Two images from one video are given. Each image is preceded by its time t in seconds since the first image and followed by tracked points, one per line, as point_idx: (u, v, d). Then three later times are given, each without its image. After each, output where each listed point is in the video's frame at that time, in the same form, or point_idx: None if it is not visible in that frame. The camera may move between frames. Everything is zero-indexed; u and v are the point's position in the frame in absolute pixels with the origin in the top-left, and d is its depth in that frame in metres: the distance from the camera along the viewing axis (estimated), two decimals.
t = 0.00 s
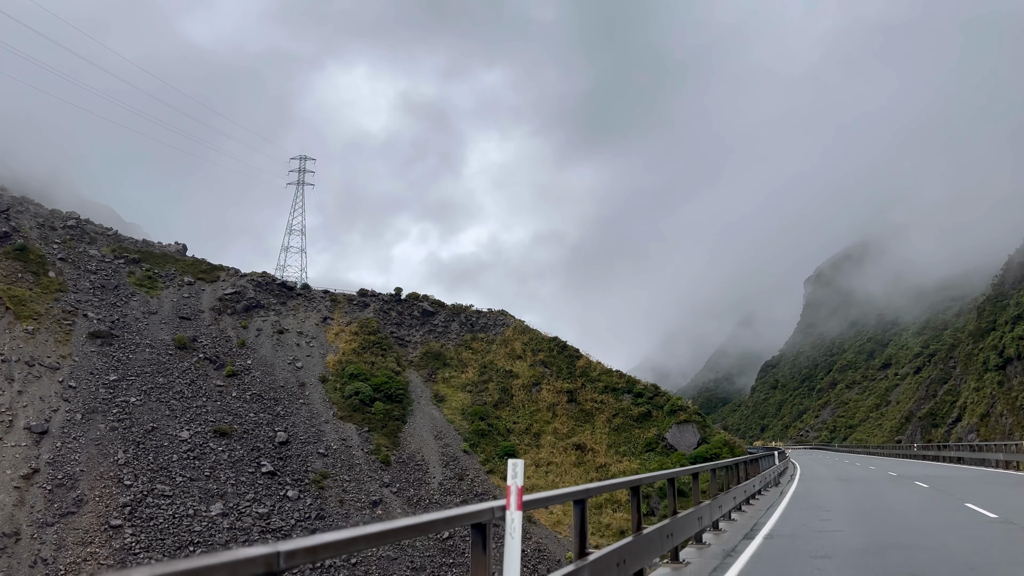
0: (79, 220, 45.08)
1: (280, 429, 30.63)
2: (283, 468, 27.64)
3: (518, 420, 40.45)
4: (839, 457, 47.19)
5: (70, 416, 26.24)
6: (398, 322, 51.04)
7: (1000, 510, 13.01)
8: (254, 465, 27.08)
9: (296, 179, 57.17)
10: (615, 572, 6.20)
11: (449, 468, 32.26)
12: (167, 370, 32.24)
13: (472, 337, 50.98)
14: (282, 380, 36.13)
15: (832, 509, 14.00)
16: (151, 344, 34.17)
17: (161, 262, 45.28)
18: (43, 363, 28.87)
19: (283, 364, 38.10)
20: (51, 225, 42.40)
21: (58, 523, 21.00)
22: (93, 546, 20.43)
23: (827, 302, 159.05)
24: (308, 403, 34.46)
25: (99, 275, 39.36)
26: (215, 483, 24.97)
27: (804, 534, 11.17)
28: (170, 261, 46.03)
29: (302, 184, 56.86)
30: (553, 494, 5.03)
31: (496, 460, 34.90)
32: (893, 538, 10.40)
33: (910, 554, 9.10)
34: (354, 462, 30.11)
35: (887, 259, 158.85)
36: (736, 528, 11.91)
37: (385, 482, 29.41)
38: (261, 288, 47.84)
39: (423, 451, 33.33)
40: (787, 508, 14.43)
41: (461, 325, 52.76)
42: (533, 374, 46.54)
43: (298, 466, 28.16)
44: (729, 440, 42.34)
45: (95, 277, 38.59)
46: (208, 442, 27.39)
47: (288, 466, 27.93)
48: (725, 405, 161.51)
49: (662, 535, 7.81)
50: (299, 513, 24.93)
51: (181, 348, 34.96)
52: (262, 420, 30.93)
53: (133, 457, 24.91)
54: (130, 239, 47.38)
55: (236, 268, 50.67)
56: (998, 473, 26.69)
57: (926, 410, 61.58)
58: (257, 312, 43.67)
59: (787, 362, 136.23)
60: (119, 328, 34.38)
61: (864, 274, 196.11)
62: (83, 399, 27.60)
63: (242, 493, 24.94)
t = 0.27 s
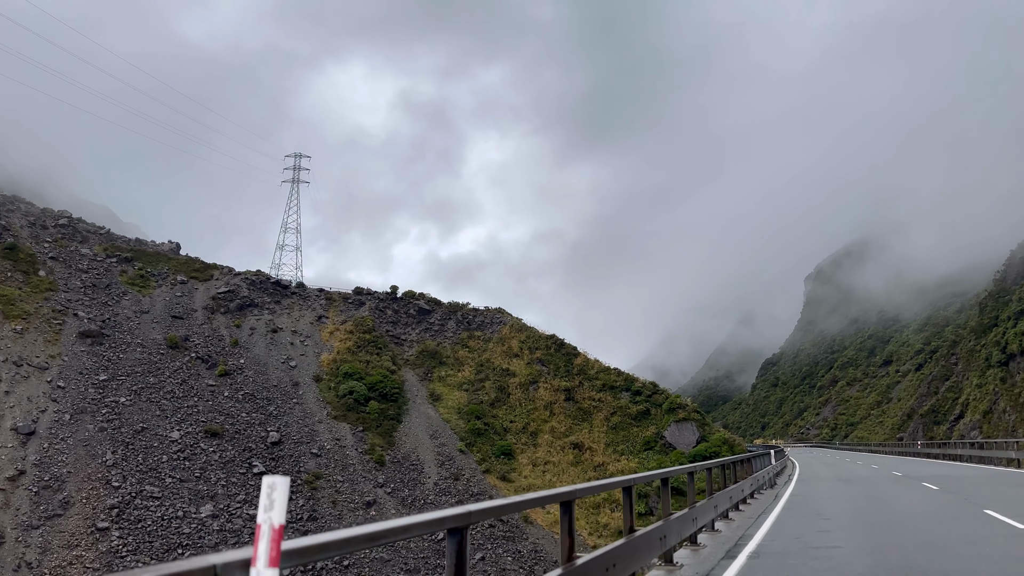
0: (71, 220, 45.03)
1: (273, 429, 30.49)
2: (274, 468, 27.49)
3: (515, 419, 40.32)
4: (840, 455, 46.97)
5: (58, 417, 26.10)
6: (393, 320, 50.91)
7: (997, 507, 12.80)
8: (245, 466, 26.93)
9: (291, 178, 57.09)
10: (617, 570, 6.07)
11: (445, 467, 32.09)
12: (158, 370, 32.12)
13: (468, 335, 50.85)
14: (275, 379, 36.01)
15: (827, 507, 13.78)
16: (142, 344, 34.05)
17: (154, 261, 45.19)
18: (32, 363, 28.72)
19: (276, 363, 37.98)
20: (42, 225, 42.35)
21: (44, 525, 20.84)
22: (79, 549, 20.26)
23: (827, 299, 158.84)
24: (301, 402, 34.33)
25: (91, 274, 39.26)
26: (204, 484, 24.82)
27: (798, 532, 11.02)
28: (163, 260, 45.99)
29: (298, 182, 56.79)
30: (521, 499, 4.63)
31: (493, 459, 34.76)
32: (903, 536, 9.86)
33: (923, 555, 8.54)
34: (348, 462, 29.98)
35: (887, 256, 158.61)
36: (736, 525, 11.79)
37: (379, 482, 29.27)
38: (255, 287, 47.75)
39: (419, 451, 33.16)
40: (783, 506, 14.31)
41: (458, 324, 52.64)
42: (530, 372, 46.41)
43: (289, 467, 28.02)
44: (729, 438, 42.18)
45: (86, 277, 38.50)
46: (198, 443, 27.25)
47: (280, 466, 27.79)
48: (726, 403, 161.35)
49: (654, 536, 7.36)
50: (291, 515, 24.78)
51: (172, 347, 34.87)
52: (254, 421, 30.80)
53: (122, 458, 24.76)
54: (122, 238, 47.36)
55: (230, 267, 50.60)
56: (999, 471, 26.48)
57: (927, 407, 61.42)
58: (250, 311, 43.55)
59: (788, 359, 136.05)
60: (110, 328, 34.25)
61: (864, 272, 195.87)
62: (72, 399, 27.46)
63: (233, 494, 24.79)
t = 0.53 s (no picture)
0: (64, 218, 44.96)
1: (266, 429, 30.37)
2: (266, 469, 27.37)
3: (513, 418, 40.18)
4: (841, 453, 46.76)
5: (47, 417, 25.97)
6: (389, 318, 50.77)
7: (1000, 508, 12.57)
8: (236, 467, 26.80)
9: (286, 176, 57.03)
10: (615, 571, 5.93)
11: (441, 467, 31.94)
12: (150, 369, 31.98)
13: (465, 333, 50.72)
14: (269, 378, 35.91)
15: (824, 508, 13.62)
16: (134, 343, 33.92)
17: (148, 260, 45.08)
18: (21, 362, 28.56)
19: (270, 362, 37.86)
20: (34, 223, 42.31)
21: (31, 527, 20.68)
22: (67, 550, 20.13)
23: (828, 296, 158.56)
24: (295, 402, 34.21)
25: (83, 272, 39.15)
26: (194, 484, 24.69)
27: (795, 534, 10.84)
28: (156, 258, 45.90)
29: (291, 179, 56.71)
30: (494, 502, 4.29)
31: (490, 458, 34.63)
32: (901, 543, 9.53)
33: (923, 562, 8.22)
34: (342, 462, 29.87)
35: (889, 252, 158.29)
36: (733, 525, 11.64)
37: (372, 482, 29.15)
38: (250, 285, 47.64)
39: (415, 450, 33.03)
40: (780, 506, 14.14)
41: (455, 322, 52.52)
42: (528, 370, 46.28)
43: (281, 467, 27.89)
44: (729, 436, 42.01)
45: (78, 275, 38.41)
46: (189, 444, 27.12)
47: (271, 466, 27.66)
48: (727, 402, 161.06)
49: (650, 538, 6.99)
50: (283, 516, 24.65)
51: (165, 346, 34.78)
52: (247, 420, 30.69)
53: (110, 459, 24.61)
54: (115, 237, 47.34)
55: (225, 265, 50.52)
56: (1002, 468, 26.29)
57: (930, 404, 61.22)
58: (244, 310, 43.42)
59: (789, 357, 135.77)
60: (101, 327, 34.09)
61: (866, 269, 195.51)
62: (61, 399, 27.32)
63: (224, 495, 24.66)
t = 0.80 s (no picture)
0: (57, 216, 44.92)
1: (259, 429, 30.25)
2: (258, 469, 27.24)
3: (510, 416, 40.03)
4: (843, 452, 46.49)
5: (36, 416, 25.86)
6: (385, 316, 50.65)
7: (1001, 511, 12.37)
8: (227, 467, 26.67)
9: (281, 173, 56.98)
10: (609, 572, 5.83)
11: (437, 466, 31.81)
12: (142, 368, 31.88)
13: (462, 331, 50.57)
14: (263, 377, 35.80)
15: (822, 510, 13.44)
16: (126, 342, 33.82)
17: (142, 258, 45.00)
18: (11, 362, 28.44)
19: (263, 361, 37.75)
20: (26, 221, 42.27)
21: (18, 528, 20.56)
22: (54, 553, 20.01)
23: (830, 293, 158.18)
24: (288, 401, 34.10)
25: (75, 271, 39.08)
26: (184, 485, 24.56)
27: (792, 535, 10.67)
28: (150, 256, 45.88)
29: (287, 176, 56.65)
30: (469, 506, 4.06)
31: (487, 458, 34.48)
32: (900, 548, 9.27)
33: (921, 569, 7.95)
34: (336, 461, 29.76)
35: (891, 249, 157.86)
36: (730, 526, 11.48)
37: (367, 482, 29.02)
38: (245, 283, 47.55)
39: (410, 450, 32.87)
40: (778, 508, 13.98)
41: (452, 319, 52.41)
42: (525, 368, 46.14)
43: (273, 467, 27.76)
44: (729, 434, 41.82)
45: (70, 273, 38.32)
46: (180, 444, 27.00)
47: (263, 466, 27.54)
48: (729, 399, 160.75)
49: (642, 538, 6.89)
50: (275, 517, 24.52)
51: (157, 345, 34.70)
52: (239, 420, 30.58)
53: (99, 459, 24.48)
54: (109, 234, 47.30)
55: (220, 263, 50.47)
56: (1005, 467, 26.04)
57: (934, 401, 60.97)
58: (238, 308, 43.33)
59: (791, 354, 135.42)
60: (93, 326, 33.98)
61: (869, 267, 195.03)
62: (49, 399, 27.22)
63: (215, 496, 24.54)
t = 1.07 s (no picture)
0: (51, 213, 44.95)
1: (252, 427, 30.18)
2: (250, 468, 27.17)
3: (508, 414, 39.90)
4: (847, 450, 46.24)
5: (25, 416, 25.81)
6: (381, 313, 50.57)
7: (1001, 514, 12.19)
8: (219, 466, 26.58)
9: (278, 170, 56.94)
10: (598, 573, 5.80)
11: (433, 465, 31.71)
12: (134, 367, 31.82)
13: (459, 328, 50.44)
14: (258, 375, 35.72)
15: (819, 514, 13.31)
16: (119, 340, 33.76)
17: (137, 256, 44.98)
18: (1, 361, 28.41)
19: (257, 358, 37.67)
20: (20, 219, 42.29)
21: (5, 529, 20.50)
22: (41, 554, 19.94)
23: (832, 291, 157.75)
24: (283, 399, 34.03)
25: (69, 268, 39.05)
26: (173, 484, 24.48)
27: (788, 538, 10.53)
28: (145, 254, 45.87)
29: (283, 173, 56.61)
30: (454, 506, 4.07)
31: (484, 456, 34.35)
32: (897, 552, 8.99)
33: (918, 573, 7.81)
34: (331, 460, 29.67)
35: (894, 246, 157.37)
36: (725, 527, 11.35)
37: (361, 480, 28.93)
38: (241, 281, 47.49)
39: (406, 448, 32.77)
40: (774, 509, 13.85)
41: (449, 316, 52.31)
42: (523, 365, 45.99)
43: (266, 466, 27.68)
44: (730, 432, 41.64)
45: (63, 271, 38.29)
46: (171, 443, 26.93)
47: (255, 465, 27.47)
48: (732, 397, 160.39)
49: (632, 539, 6.82)
50: (267, 517, 24.43)
51: (150, 342, 34.66)
52: (232, 418, 30.52)
53: (88, 459, 24.42)
54: (104, 231, 47.34)
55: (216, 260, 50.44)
56: (1008, 466, 25.84)
57: (938, 398, 60.67)
58: (233, 305, 43.26)
59: (793, 351, 135.04)
60: (85, 324, 33.93)
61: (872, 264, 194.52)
62: (39, 397, 27.19)
63: (206, 495, 24.46)
